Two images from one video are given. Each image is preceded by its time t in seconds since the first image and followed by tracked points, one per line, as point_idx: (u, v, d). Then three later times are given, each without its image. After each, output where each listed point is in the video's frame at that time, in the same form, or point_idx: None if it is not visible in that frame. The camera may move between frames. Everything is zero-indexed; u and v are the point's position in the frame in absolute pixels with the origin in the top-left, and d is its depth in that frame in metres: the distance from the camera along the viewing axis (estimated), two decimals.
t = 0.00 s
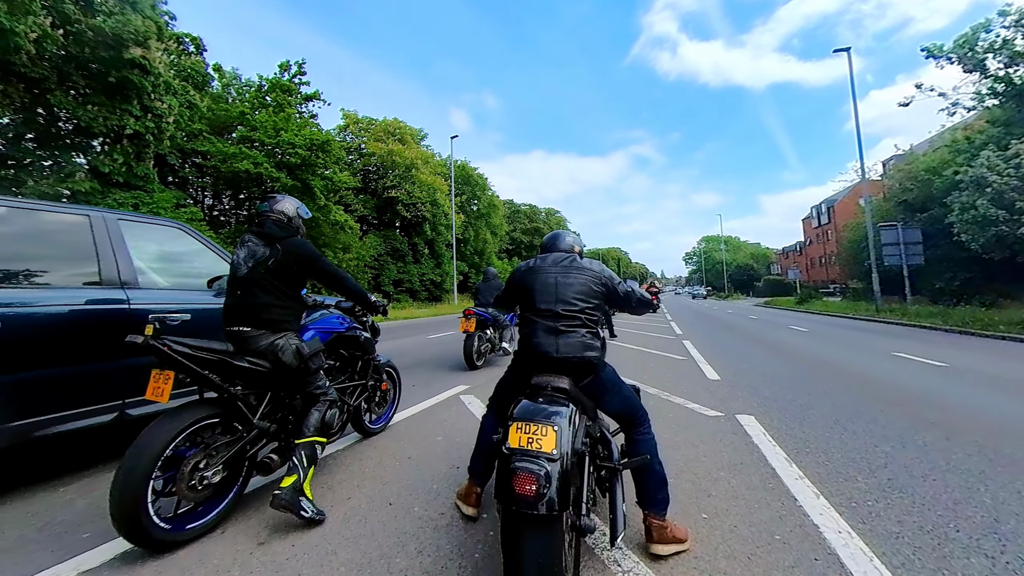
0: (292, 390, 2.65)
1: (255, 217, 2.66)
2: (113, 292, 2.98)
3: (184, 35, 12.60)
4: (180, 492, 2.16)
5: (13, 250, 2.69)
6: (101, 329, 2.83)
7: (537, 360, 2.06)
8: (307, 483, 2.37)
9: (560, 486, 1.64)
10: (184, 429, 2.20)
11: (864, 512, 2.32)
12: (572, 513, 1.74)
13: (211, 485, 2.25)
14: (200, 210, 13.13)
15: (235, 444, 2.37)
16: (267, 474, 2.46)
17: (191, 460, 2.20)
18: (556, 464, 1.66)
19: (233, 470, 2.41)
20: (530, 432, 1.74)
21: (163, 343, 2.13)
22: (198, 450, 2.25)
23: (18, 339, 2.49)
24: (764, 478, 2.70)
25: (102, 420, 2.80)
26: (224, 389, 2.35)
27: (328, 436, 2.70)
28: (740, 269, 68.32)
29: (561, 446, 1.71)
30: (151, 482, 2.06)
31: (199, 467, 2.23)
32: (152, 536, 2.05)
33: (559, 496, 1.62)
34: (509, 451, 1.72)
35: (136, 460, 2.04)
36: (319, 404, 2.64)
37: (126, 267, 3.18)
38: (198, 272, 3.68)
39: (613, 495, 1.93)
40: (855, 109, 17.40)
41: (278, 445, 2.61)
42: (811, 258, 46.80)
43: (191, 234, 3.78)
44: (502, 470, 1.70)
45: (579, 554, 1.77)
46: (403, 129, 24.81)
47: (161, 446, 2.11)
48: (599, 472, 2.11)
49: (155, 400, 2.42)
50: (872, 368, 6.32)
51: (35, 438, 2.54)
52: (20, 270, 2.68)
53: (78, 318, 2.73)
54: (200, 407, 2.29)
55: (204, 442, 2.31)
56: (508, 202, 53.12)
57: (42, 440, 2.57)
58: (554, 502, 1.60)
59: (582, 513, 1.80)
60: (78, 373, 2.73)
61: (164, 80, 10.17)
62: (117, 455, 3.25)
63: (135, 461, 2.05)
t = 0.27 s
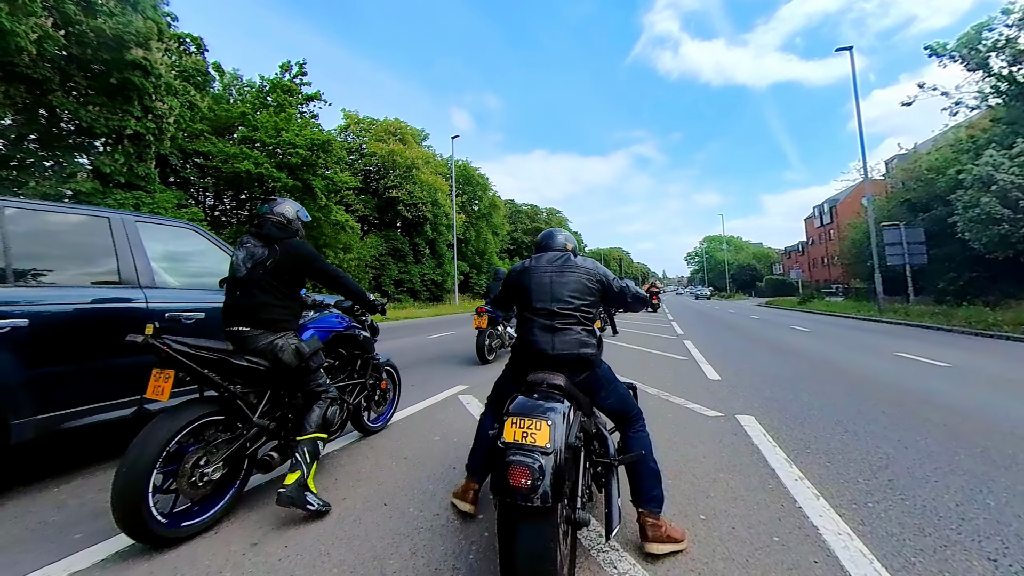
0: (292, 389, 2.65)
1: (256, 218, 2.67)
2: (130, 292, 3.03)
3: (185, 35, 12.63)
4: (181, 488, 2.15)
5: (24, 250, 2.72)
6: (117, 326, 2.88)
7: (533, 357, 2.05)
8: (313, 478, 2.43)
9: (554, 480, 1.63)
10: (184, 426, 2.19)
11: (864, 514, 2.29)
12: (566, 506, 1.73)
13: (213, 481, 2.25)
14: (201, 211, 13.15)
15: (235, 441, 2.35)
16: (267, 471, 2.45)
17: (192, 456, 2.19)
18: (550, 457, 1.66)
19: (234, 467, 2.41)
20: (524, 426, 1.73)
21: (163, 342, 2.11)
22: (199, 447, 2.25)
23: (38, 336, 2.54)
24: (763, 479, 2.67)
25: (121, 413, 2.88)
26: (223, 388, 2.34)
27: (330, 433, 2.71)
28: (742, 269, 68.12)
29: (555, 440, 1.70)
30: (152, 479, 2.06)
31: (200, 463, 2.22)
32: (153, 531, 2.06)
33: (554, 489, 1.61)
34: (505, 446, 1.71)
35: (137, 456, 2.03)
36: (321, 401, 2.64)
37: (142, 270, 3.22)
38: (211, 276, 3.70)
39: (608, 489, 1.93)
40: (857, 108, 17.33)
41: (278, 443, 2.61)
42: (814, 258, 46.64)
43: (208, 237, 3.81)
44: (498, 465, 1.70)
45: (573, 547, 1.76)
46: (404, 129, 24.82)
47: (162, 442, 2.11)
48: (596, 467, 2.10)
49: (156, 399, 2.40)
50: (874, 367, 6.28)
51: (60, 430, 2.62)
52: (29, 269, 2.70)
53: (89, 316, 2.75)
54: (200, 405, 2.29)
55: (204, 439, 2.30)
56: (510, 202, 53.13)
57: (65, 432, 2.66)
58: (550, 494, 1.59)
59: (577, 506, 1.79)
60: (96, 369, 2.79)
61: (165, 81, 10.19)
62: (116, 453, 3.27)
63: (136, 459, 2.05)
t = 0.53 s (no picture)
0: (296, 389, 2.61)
1: (262, 217, 2.63)
2: (147, 292, 3.08)
3: (186, 36, 12.64)
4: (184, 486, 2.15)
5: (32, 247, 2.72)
6: (137, 324, 2.94)
7: (534, 357, 2.02)
8: (326, 475, 2.48)
9: (555, 476, 1.61)
10: (187, 424, 2.18)
11: (869, 516, 2.25)
12: (565, 499, 1.72)
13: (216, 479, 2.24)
14: (201, 211, 13.15)
15: (238, 439, 2.33)
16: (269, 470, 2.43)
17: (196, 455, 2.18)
18: (551, 454, 1.64)
19: (237, 466, 2.40)
20: (526, 423, 1.71)
21: (167, 341, 2.10)
22: (202, 445, 2.24)
23: (62, 332, 2.61)
24: (765, 481, 2.63)
25: (139, 409, 2.94)
26: (226, 387, 2.32)
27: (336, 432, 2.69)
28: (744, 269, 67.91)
29: (555, 436, 1.67)
30: (156, 476, 2.05)
31: (202, 462, 2.21)
32: (157, 529, 2.05)
33: (554, 485, 1.59)
34: (506, 442, 1.69)
35: (139, 454, 2.02)
36: (326, 400, 2.61)
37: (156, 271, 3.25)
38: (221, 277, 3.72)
39: (608, 486, 1.93)
40: (859, 107, 17.23)
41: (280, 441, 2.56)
42: (816, 258, 46.45)
43: (221, 238, 3.81)
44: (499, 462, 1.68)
45: (574, 542, 1.74)
46: (405, 129, 24.83)
47: (167, 441, 2.09)
48: (597, 465, 2.08)
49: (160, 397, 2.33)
50: (877, 367, 6.22)
51: (84, 424, 2.71)
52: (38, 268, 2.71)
53: (102, 314, 2.78)
54: (204, 404, 2.27)
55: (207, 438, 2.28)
56: (510, 202, 53.08)
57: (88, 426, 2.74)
58: (552, 492, 1.57)
59: (577, 500, 1.78)
60: (115, 366, 2.85)
61: (165, 81, 10.20)
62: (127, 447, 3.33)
63: (140, 457, 2.04)
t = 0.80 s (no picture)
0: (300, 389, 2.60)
1: (271, 218, 2.63)
2: (170, 292, 3.19)
3: (188, 36, 12.67)
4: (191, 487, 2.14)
5: (35, 247, 2.69)
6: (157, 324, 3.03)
7: (538, 357, 2.01)
8: (327, 477, 2.46)
9: (563, 475, 1.60)
10: (195, 424, 2.18)
11: (874, 519, 2.22)
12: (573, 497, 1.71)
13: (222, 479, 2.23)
14: (203, 211, 13.16)
15: (244, 440, 2.32)
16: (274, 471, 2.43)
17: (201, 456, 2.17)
18: (559, 452, 1.62)
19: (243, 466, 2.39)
20: (533, 422, 1.70)
21: (175, 342, 2.09)
22: (209, 445, 2.24)
23: (92, 331, 2.71)
24: (769, 483, 2.61)
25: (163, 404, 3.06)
26: (232, 388, 2.30)
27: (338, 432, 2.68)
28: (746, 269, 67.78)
29: (563, 435, 1.66)
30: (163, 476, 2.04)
31: (208, 462, 2.20)
32: (163, 529, 2.05)
33: (562, 483, 1.58)
34: (514, 441, 1.68)
35: (147, 453, 2.02)
36: (329, 401, 2.59)
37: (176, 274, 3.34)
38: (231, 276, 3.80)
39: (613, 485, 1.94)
40: (862, 106, 17.16)
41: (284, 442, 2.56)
42: (818, 258, 46.33)
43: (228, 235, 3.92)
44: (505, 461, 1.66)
45: (579, 540, 1.73)
46: (407, 129, 24.85)
47: (174, 440, 2.09)
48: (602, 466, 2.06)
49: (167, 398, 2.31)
50: (880, 368, 6.20)
51: (116, 418, 2.82)
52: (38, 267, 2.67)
53: (133, 314, 2.90)
54: (209, 404, 2.26)
55: (212, 437, 2.27)
56: (512, 202, 53.09)
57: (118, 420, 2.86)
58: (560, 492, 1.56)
59: (582, 499, 1.77)
60: (140, 363, 2.96)
61: (166, 81, 10.22)
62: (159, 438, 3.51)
63: (147, 457, 2.03)
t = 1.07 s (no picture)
0: (307, 389, 2.58)
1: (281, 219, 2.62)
2: (196, 294, 3.36)
3: (189, 36, 12.68)
4: (202, 485, 2.14)
5: (38, 246, 2.66)
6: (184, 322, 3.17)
7: (547, 357, 2.00)
8: (330, 479, 2.44)
9: (573, 472, 1.59)
10: (207, 423, 2.18)
11: (882, 522, 2.20)
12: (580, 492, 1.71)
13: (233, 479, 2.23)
14: (204, 211, 13.14)
15: (254, 440, 2.32)
16: (283, 469, 2.42)
17: (213, 454, 2.17)
18: (569, 450, 1.61)
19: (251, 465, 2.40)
20: (543, 420, 1.69)
21: (186, 342, 2.07)
22: (217, 445, 2.23)
23: (128, 329, 2.86)
24: (775, 485, 2.59)
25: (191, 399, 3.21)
26: (241, 388, 2.28)
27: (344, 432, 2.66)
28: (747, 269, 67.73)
29: (573, 434, 1.65)
30: (175, 475, 2.04)
31: (220, 461, 2.20)
32: (176, 527, 2.06)
33: (573, 481, 1.57)
34: (525, 438, 1.66)
35: (161, 451, 2.02)
36: (335, 402, 2.58)
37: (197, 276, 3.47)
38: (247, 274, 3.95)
39: (619, 483, 1.95)
40: (864, 105, 17.12)
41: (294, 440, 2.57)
42: (819, 258, 46.29)
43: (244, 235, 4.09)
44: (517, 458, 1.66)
45: (588, 537, 1.73)
46: (407, 129, 24.86)
47: (186, 438, 2.09)
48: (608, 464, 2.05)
49: (178, 397, 2.35)
50: (884, 368, 6.17)
51: (149, 412, 2.97)
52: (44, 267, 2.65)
53: (165, 314, 3.07)
54: (219, 404, 2.26)
55: (224, 437, 2.28)
56: (512, 202, 53.17)
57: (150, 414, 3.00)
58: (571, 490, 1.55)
59: (590, 494, 1.77)
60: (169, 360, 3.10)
61: (167, 81, 10.22)
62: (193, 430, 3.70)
63: (161, 455, 2.04)
